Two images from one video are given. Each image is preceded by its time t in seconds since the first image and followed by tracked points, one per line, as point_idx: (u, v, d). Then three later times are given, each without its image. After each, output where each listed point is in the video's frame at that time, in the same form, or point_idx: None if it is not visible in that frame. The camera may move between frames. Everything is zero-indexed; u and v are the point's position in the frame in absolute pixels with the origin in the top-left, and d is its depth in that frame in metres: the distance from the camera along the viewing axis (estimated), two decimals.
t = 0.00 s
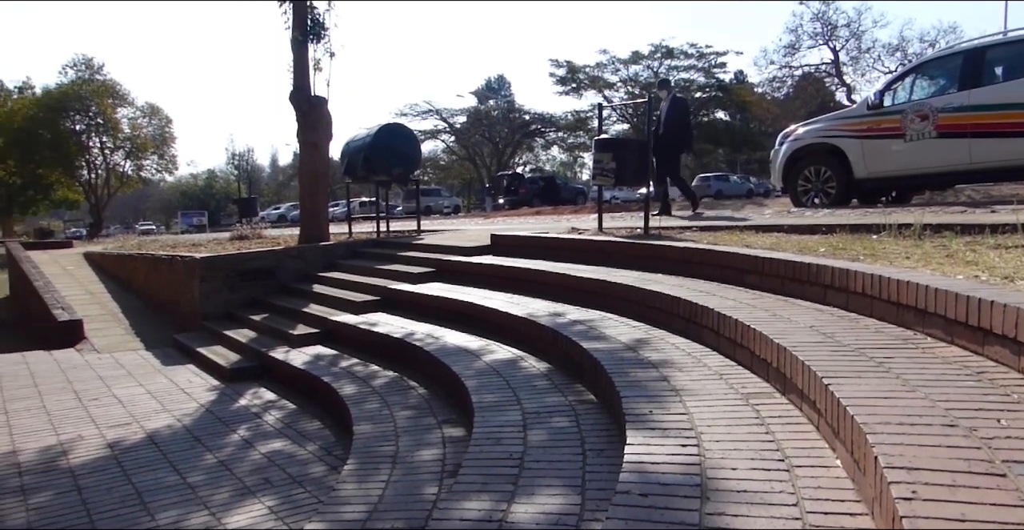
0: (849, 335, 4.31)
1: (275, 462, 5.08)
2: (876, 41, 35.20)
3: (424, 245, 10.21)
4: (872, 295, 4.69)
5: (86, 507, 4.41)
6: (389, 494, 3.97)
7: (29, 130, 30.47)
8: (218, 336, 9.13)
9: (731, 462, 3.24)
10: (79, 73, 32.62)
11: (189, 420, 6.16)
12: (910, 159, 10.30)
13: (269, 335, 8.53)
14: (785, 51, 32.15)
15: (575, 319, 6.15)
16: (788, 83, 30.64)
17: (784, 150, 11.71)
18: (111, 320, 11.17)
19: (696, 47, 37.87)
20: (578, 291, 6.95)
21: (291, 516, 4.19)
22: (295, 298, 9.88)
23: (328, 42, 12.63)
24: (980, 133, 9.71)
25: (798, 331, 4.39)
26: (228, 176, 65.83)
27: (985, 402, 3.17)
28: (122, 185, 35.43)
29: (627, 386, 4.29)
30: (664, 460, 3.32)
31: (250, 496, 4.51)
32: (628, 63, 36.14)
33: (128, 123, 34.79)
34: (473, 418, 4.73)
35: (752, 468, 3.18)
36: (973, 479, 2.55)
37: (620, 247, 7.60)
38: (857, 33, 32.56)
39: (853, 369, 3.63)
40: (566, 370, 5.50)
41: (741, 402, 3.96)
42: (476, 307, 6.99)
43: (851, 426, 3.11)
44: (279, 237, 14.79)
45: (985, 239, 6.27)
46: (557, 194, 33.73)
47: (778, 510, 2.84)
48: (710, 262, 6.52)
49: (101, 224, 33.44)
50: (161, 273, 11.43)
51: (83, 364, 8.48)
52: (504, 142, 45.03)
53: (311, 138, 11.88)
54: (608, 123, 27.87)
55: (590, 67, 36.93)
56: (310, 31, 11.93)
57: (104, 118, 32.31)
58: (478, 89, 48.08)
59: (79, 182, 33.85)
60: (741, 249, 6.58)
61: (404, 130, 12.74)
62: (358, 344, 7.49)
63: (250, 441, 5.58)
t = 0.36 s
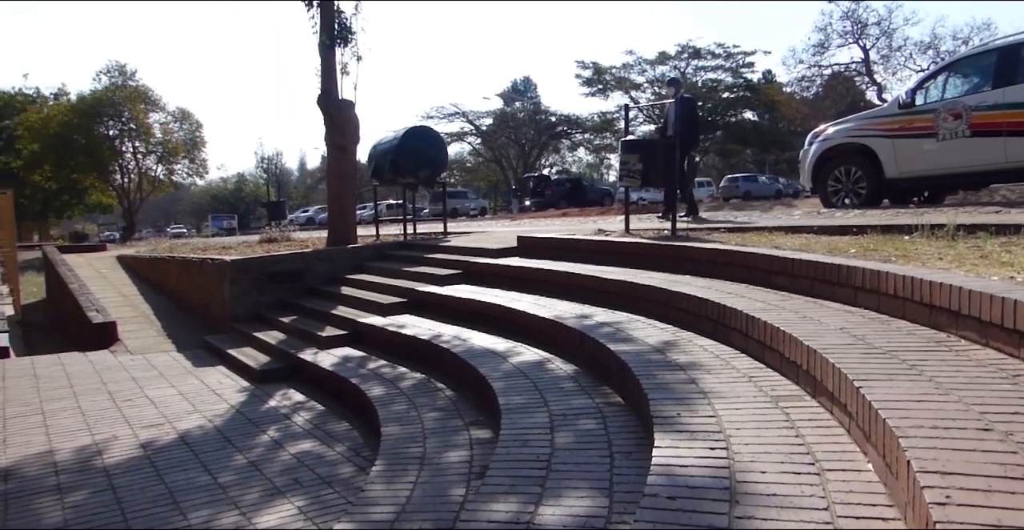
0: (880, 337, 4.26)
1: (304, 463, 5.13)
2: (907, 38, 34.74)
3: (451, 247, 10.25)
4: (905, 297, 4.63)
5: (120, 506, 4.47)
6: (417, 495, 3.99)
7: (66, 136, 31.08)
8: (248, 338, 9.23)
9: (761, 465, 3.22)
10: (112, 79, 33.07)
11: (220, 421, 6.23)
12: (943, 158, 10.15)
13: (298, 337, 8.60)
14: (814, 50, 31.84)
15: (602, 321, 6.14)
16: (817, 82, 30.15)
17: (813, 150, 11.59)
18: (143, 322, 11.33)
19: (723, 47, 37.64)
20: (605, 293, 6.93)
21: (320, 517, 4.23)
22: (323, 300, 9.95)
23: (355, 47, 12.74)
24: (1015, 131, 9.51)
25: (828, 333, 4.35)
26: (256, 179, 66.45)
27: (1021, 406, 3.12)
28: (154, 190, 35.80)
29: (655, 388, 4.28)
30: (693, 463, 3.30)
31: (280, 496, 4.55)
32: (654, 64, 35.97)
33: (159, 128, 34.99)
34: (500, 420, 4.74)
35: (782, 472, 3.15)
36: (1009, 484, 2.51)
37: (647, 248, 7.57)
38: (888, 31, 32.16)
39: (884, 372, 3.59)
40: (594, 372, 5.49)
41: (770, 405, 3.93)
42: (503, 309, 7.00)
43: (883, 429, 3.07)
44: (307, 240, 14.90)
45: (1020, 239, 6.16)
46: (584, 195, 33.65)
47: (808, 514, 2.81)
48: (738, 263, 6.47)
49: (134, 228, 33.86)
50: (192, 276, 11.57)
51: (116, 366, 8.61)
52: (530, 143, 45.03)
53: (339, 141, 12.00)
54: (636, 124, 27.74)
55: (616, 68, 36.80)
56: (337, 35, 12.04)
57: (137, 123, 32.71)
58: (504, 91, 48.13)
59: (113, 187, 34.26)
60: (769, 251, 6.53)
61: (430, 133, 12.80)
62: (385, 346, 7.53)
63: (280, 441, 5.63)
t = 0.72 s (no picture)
0: (911, 338, 4.20)
1: (331, 462, 5.16)
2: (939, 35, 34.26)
3: (476, 248, 10.26)
4: (937, 298, 4.56)
5: (151, 504, 4.53)
6: (443, 495, 4.00)
7: (98, 139, 31.54)
8: (276, 338, 9.31)
9: (789, 468, 3.19)
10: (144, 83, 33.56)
11: (248, 420, 6.29)
12: (976, 158, 10.01)
13: (325, 337, 8.66)
14: (844, 48, 31.48)
15: (628, 322, 6.12)
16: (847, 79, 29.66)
17: (842, 150, 11.46)
18: (174, 323, 11.46)
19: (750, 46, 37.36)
20: (631, 293, 6.90)
21: (346, 516, 4.25)
22: (350, 300, 10.01)
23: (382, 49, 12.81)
24: None
25: (858, 335, 4.30)
26: (284, 181, 67.02)
27: None
28: (184, 192, 36.24)
29: (681, 390, 4.25)
30: (720, 465, 3.28)
31: (307, 495, 4.58)
32: (681, 63, 35.78)
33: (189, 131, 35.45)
34: (526, 421, 4.74)
35: (811, 475, 3.12)
36: None
37: (674, 249, 7.53)
38: (919, 28, 31.72)
39: (915, 374, 3.54)
40: (620, 373, 5.47)
41: (799, 407, 3.89)
42: (529, 310, 6.99)
43: (914, 433, 3.03)
44: (334, 241, 14.99)
45: None
46: (609, 196, 33.61)
47: (837, 517, 2.78)
48: (766, 264, 6.41)
49: (164, 229, 34.31)
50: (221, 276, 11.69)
51: (147, 365, 8.72)
52: (556, 144, 44.99)
53: (366, 143, 12.07)
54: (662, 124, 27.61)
55: (642, 68, 36.67)
56: (364, 37, 12.12)
57: (167, 127, 33.26)
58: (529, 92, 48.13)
59: (144, 189, 34.73)
60: (798, 251, 6.47)
61: (456, 134, 12.83)
62: (411, 346, 7.56)
63: (307, 441, 5.67)
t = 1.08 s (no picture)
0: (967, 341, 4.10)
1: (378, 459, 5.22)
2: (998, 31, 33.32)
3: (522, 247, 10.28)
4: (995, 301, 4.44)
5: (204, 497, 4.63)
6: (488, 494, 4.02)
7: (153, 141, 32.28)
8: (324, 336, 9.43)
9: (840, 471, 3.13)
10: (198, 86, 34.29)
11: (297, 416, 6.38)
12: None
13: (372, 336, 8.75)
14: (898, 44, 30.79)
15: (674, 323, 6.07)
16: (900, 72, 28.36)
17: (895, 148, 11.23)
18: (225, 320, 11.69)
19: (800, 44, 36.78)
20: (677, 294, 6.85)
21: (393, 512, 4.30)
22: (397, 299, 10.10)
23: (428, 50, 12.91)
24: None
25: (912, 337, 4.21)
26: (331, 181, 67.86)
27: None
28: (235, 192, 36.87)
29: (729, 392, 4.20)
30: (768, 468, 3.24)
31: (354, 491, 4.64)
32: (729, 61, 35.33)
33: (240, 132, 36.03)
34: (570, 421, 4.73)
35: (863, 480, 3.06)
36: None
37: (721, 249, 7.45)
38: (977, 23, 30.90)
39: (972, 378, 3.46)
40: (666, 374, 5.43)
41: (850, 410, 3.82)
42: (575, 310, 6.98)
43: (970, 438, 2.96)
44: (380, 240, 15.15)
45: None
46: (655, 195, 33.40)
47: (890, 523, 2.73)
48: (816, 264, 6.30)
49: (216, 229, 34.99)
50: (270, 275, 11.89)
51: (199, 362, 8.91)
52: (601, 143, 44.78)
53: (412, 143, 12.14)
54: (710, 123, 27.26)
55: (689, 66, 36.30)
56: (411, 38, 12.24)
57: (219, 128, 33.95)
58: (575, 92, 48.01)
59: (196, 189, 35.43)
60: (850, 252, 6.34)
61: (501, 134, 12.84)
62: (457, 345, 7.60)
63: (354, 438, 5.74)
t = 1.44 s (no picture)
0: (990, 343, 4.06)
1: (395, 458, 5.23)
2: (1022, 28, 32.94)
3: (539, 247, 10.27)
4: (1018, 301, 4.39)
5: (222, 495, 4.66)
6: (505, 493, 4.02)
7: (173, 142, 32.53)
8: (341, 335, 9.47)
9: (860, 473, 3.11)
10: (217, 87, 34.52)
11: (315, 415, 6.41)
12: None
13: (389, 335, 8.77)
14: (919, 41, 30.50)
15: (692, 323, 6.04)
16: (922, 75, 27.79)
17: (916, 147, 11.14)
18: (243, 319, 11.77)
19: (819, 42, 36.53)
20: (695, 294, 6.82)
21: (410, 511, 4.31)
22: (413, 298, 10.13)
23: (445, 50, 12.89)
24: None
25: (933, 338, 4.17)
26: (348, 181, 68.12)
27: None
28: (254, 192, 37.06)
29: (748, 392, 4.17)
30: (787, 469, 3.22)
31: (371, 490, 4.65)
32: (747, 60, 35.11)
33: (258, 133, 36.19)
34: (587, 421, 4.73)
35: (882, 481, 3.03)
36: None
37: (739, 249, 7.41)
38: (1000, 19, 30.58)
39: (994, 379, 3.42)
40: (684, 375, 5.40)
41: (870, 412, 3.79)
42: (592, 310, 6.97)
43: (993, 440, 2.92)
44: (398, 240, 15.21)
45: None
46: (672, 195, 33.29)
47: (910, 526, 2.70)
48: (835, 264, 6.26)
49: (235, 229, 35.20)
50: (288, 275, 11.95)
51: (218, 360, 8.98)
52: (618, 143, 44.67)
53: (429, 143, 12.17)
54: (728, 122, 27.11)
55: (706, 65, 36.12)
56: (428, 39, 12.21)
57: (237, 129, 34.17)
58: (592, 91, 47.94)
59: (215, 190, 35.66)
60: (870, 251, 6.29)
61: (518, 134, 12.84)
62: (473, 345, 7.60)
63: (371, 437, 5.76)
